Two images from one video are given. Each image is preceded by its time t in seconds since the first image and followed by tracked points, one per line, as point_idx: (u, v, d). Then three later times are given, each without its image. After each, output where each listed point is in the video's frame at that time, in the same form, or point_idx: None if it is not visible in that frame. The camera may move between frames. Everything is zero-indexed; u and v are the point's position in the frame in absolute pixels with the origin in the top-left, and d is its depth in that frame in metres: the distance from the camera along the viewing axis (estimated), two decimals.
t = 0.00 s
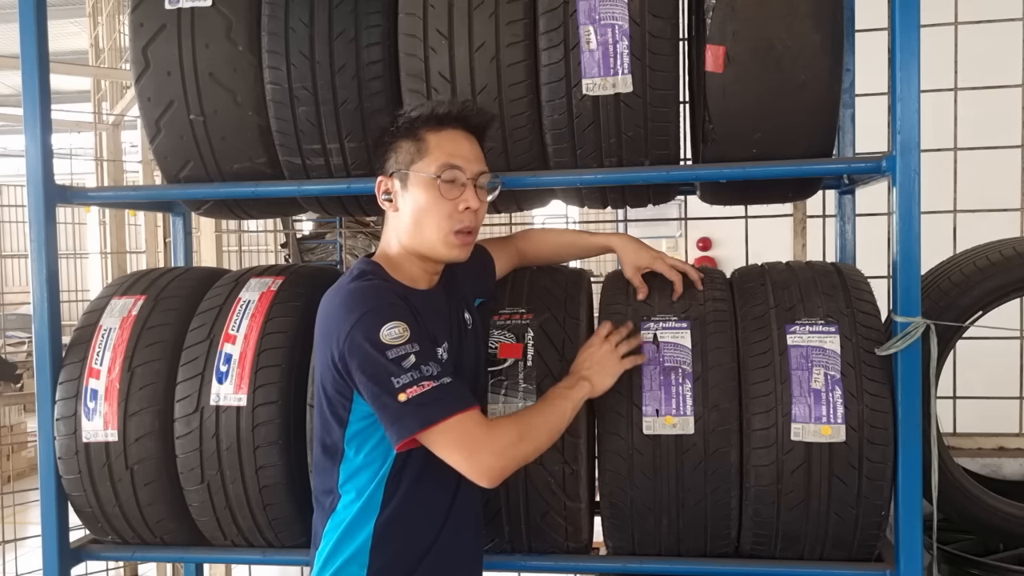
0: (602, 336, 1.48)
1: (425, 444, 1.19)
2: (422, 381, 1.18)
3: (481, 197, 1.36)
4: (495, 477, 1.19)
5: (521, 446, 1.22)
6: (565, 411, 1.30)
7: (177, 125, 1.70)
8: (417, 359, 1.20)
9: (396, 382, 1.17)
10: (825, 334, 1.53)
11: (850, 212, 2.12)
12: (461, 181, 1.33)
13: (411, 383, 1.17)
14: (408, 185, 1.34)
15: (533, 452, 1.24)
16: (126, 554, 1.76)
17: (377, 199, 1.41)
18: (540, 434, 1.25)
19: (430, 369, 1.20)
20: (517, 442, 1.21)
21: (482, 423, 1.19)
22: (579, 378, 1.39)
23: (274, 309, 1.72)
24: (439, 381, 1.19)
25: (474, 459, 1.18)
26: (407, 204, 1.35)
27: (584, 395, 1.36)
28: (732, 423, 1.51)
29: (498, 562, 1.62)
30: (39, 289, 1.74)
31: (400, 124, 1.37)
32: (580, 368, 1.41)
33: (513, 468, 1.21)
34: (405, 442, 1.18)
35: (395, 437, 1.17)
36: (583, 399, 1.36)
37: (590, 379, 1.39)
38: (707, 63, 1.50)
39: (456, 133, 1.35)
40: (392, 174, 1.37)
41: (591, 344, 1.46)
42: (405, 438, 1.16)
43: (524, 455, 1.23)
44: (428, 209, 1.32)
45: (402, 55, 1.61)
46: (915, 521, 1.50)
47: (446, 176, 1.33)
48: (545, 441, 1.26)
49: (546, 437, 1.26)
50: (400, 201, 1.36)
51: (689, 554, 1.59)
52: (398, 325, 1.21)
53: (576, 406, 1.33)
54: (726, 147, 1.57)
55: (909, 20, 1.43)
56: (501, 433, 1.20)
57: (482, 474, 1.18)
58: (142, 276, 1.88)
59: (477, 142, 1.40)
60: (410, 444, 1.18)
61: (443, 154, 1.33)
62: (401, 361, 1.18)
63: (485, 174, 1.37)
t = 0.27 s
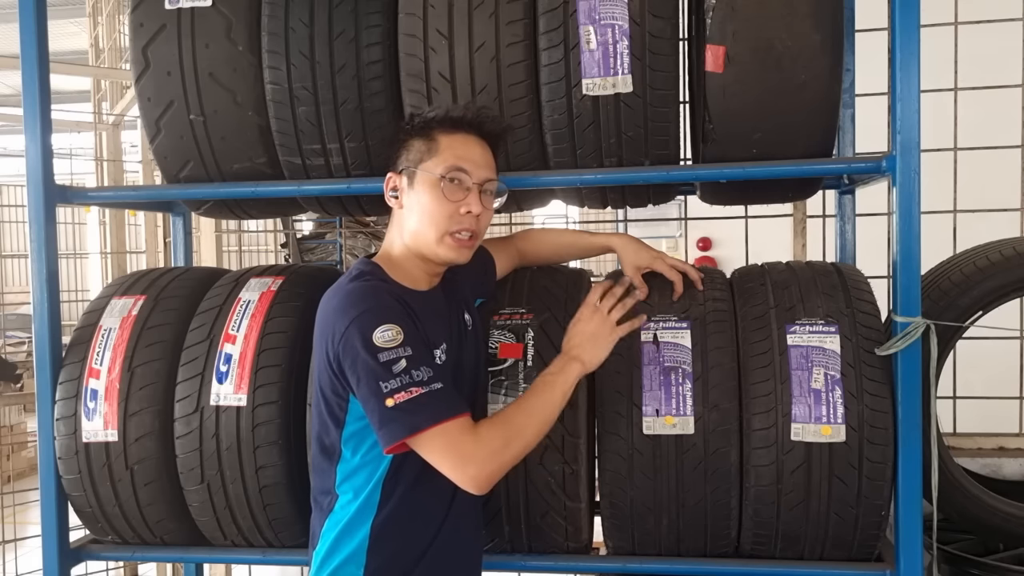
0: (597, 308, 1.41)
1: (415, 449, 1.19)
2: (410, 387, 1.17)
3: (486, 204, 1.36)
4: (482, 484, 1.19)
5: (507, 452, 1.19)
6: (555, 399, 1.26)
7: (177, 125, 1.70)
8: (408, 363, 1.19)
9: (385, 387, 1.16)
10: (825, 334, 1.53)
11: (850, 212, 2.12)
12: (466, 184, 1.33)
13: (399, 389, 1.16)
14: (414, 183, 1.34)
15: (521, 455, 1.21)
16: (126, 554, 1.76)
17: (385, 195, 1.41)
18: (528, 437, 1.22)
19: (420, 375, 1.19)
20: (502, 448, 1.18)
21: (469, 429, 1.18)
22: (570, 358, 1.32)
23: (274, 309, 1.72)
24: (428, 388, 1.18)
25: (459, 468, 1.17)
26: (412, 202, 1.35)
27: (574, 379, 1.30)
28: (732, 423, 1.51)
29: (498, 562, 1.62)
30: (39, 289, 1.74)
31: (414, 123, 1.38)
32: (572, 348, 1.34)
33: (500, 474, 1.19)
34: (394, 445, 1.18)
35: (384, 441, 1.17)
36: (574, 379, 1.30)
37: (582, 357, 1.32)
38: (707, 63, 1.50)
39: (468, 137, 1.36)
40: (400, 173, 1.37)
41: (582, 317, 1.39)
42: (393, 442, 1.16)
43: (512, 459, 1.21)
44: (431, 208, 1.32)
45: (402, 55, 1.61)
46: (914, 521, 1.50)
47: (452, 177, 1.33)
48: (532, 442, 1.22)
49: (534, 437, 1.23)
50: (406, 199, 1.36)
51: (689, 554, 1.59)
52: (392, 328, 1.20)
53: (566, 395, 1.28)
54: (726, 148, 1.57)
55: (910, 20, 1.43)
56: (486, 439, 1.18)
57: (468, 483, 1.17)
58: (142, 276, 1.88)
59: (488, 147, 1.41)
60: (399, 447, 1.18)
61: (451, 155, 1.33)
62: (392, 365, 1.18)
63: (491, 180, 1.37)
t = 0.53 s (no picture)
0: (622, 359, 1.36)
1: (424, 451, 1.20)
2: (420, 390, 1.18)
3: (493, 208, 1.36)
4: (488, 488, 1.19)
5: (516, 460, 1.20)
6: (567, 431, 1.25)
7: (177, 125, 1.70)
8: (416, 367, 1.20)
9: (395, 391, 1.18)
10: (825, 334, 1.53)
11: (850, 212, 2.12)
12: (479, 192, 1.31)
13: (409, 393, 1.17)
14: (424, 190, 1.31)
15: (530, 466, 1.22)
16: (126, 554, 1.76)
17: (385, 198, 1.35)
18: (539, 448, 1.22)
19: (429, 378, 1.20)
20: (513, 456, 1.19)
21: (479, 434, 1.19)
22: (585, 399, 1.30)
23: (274, 309, 1.72)
24: (438, 391, 1.19)
25: (466, 469, 1.18)
26: (421, 208, 1.31)
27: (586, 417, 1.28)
28: (732, 423, 1.51)
29: (498, 562, 1.62)
30: (39, 289, 1.74)
31: (412, 124, 1.33)
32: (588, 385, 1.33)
33: (509, 480, 1.20)
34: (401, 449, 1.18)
35: (392, 444, 1.18)
36: (587, 419, 1.29)
37: (598, 400, 1.30)
38: (707, 63, 1.50)
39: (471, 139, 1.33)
40: (406, 175, 1.32)
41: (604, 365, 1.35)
42: (401, 446, 1.17)
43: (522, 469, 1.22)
44: (445, 216, 1.30)
45: (402, 55, 1.61)
46: (914, 521, 1.50)
47: (465, 186, 1.31)
48: (545, 455, 1.23)
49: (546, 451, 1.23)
50: (414, 205, 1.32)
51: (689, 554, 1.59)
52: (399, 331, 1.21)
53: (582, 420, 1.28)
54: (726, 148, 1.57)
55: (909, 20, 1.43)
56: (497, 445, 1.19)
57: (474, 484, 1.18)
58: (142, 276, 1.88)
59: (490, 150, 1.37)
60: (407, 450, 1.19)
61: (463, 163, 1.30)
62: (401, 369, 1.19)
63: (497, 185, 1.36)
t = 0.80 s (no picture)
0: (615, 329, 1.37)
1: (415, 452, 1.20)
2: (407, 391, 1.18)
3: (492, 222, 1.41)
4: (481, 484, 1.18)
5: (508, 454, 1.19)
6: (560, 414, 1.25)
7: (177, 125, 1.70)
8: (404, 367, 1.19)
9: (382, 393, 1.17)
10: (825, 334, 1.53)
11: (850, 212, 2.12)
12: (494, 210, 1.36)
13: (396, 395, 1.17)
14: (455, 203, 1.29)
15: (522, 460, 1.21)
16: (126, 554, 1.76)
17: (407, 199, 1.28)
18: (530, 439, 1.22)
19: (416, 378, 1.19)
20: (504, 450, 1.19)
21: (469, 432, 1.18)
22: (579, 375, 1.31)
23: (275, 310, 1.72)
24: (426, 391, 1.18)
25: (459, 468, 1.17)
26: (444, 217, 1.29)
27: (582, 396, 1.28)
28: (732, 423, 1.51)
29: (499, 562, 1.62)
30: (39, 289, 1.74)
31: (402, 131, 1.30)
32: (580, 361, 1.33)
33: (500, 477, 1.19)
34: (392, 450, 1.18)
35: (383, 446, 1.17)
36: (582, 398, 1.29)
37: (591, 375, 1.30)
38: (707, 63, 1.50)
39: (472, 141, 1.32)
40: (438, 181, 1.27)
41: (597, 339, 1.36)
42: (392, 448, 1.17)
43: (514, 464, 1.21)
44: (467, 230, 1.32)
45: (402, 55, 1.61)
46: (914, 521, 1.50)
47: (486, 206, 1.34)
48: (536, 447, 1.22)
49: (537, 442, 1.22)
50: (441, 213, 1.29)
51: (689, 554, 1.59)
52: (385, 333, 1.20)
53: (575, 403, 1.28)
54: (726, 148, 1.57)
55: (909, 20, 1.43)
56: (488, 441, 1.18)
57: (468, 482, 1.17)
58: (142, 276, 1.88)
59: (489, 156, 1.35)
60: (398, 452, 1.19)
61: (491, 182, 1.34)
62: (387, 371, 1.18)
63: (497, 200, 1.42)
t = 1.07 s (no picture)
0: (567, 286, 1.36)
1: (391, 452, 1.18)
2: (380, 391, 1.16)
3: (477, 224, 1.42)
4: (458, 483, 1.16)
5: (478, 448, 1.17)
6: (523, 387, 1.23)
7: (177, 125, 1.70)
8: (377, 366, 1.17)
9: (355, 393, 1.15)
10: (825, 334, 1.53)
11: (850, 212, 2.12)
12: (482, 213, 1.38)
13: (369, 394, 1.15)
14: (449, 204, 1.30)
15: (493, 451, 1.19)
16: (126, 554, 1.76)
17: (402, 196, 1.27)
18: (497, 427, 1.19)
19: (390, 377, 1.17)
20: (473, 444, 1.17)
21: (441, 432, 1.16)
22: (535, 345, 1.28)
23: (275, 310, 1.72)
24: (399, 390, 1.16)
25: (434, 468, 1.15)
26: (438, 217, 1.29)
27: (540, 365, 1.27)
28: (732, 423, 1.51)
29: (499, 562, 1.62)
30: (39, 289, 1.74)
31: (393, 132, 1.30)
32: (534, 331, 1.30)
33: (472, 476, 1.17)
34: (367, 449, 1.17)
35: (357, 445, 1.16)
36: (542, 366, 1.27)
37: (547, 342, 1.28)
38: (707, 63, 1.50)
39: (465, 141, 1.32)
40: (434, 181, 1.28)
41: (549, 304, 1.33)
42: (365, 447, 1.15)
43: (484, 455, 1.19)
44: (458, 230, 1.33)
45: (402, 54, 1.61)
46: (914, 521, 1.50)
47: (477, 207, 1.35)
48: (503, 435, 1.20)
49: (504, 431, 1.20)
50: (435, 213, 1.29)
51: (689, 554, 1.59)
52: (359, 331, 1.18)
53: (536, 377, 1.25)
54: (726, 148, 1.57)
55: (910, 20, 1.43)
56: (458, 437, 1.16)
57: (444, 482, 1.15)
58: (142, 276, 1.88)
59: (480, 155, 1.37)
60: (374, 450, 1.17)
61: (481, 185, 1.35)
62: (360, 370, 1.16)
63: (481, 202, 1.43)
